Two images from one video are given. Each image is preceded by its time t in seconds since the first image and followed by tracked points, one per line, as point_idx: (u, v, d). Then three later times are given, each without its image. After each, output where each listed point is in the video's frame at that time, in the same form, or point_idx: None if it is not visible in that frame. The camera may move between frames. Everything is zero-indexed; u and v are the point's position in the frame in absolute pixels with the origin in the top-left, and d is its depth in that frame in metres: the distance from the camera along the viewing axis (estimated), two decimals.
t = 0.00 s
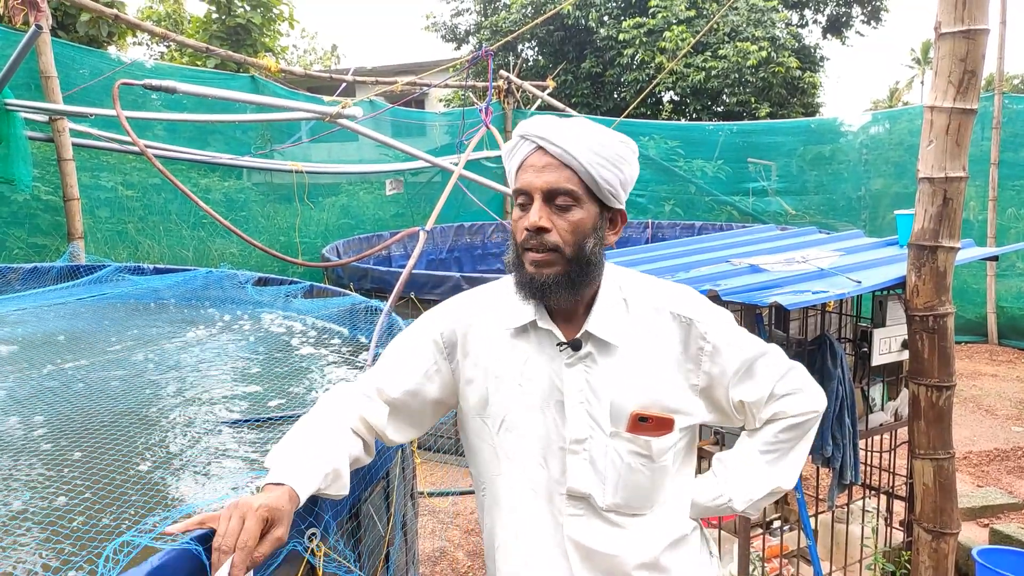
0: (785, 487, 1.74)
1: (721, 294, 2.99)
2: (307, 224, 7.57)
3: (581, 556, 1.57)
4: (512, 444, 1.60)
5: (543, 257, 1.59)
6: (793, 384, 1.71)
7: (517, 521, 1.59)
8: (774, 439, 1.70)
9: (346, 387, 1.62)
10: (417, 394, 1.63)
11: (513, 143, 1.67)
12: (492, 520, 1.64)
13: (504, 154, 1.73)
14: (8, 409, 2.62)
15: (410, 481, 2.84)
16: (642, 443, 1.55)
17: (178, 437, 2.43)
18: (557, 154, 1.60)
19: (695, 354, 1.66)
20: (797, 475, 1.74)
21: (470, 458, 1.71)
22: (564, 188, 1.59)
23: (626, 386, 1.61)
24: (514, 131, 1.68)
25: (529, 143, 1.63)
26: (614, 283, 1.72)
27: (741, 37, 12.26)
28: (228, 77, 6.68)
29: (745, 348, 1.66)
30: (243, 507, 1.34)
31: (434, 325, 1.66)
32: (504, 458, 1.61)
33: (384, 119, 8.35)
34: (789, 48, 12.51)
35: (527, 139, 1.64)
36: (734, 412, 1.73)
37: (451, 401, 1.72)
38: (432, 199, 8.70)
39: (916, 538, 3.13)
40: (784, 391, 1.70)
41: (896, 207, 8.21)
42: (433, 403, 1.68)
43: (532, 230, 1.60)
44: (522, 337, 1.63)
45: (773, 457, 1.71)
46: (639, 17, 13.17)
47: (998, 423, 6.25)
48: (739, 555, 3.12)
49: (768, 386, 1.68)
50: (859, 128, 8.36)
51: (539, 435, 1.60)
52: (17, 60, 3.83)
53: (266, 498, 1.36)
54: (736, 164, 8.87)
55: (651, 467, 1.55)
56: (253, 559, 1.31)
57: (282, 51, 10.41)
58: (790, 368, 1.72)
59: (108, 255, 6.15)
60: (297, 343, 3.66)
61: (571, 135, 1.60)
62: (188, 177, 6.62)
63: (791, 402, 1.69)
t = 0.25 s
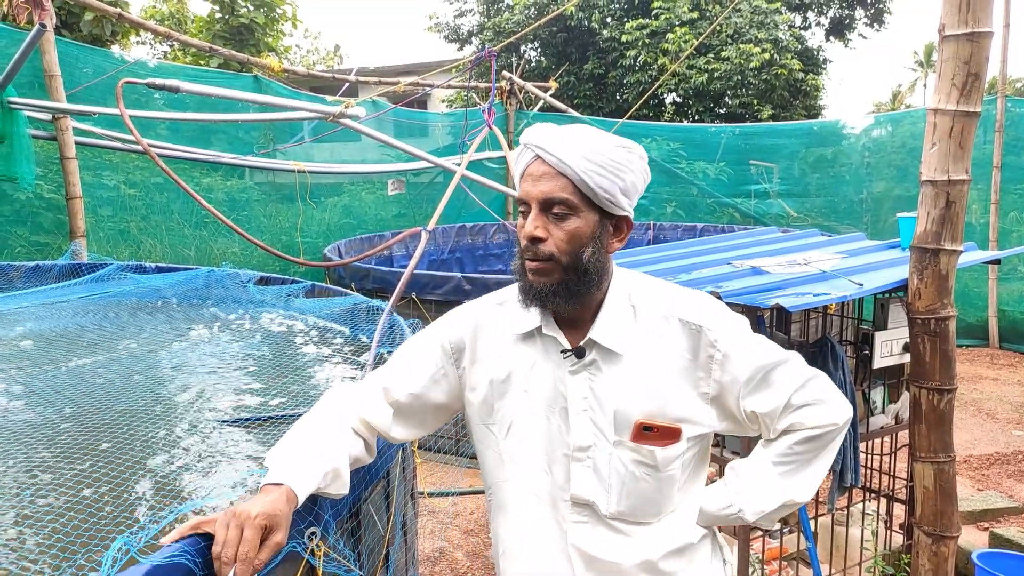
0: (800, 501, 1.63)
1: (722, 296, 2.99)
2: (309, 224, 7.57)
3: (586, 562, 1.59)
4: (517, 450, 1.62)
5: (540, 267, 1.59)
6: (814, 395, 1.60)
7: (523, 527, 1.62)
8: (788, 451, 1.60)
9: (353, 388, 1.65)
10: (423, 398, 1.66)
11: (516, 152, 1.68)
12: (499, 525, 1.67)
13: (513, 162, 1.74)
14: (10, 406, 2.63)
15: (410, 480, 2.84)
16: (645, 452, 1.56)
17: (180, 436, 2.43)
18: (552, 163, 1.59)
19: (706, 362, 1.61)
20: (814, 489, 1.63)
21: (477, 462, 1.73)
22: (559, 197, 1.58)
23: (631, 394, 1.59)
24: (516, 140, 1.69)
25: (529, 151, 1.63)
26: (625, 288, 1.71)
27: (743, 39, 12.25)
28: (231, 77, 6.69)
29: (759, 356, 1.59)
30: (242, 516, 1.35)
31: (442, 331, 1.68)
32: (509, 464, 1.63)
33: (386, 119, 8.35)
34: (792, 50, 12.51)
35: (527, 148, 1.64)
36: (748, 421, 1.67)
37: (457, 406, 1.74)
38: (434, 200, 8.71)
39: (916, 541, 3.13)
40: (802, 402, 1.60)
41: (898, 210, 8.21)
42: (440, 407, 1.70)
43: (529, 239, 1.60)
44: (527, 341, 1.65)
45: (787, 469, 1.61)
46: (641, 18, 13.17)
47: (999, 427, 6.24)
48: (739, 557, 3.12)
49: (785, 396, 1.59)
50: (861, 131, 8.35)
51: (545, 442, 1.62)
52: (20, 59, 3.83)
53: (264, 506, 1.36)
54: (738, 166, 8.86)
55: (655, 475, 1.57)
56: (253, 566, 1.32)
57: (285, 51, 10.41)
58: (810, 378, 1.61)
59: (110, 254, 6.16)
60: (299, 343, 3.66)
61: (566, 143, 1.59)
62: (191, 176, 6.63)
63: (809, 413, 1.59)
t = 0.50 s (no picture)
0: (804, 497, 1.64)
1: (721, 292, 2.98)
2: (307, 219, 7.56)
3: (589, 560, 1.60)
4: (520, 449, 1.63)
5: (529, 268, 1.58)
6: (819, 391, 1.60)
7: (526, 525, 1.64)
8: (791, 447, 1.60)
9: (355, 385, 1.66)
10: (425, 396, 1.66)
11: (508, 154, 1.68)
12: (503, 523, 1.69)
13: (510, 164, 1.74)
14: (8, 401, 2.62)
15: (410, 475, 2.84)
16: (646, 450, 1.57)
17: (178, 431, 2.43)
18: (538, 164, 1.58)
19: (707, 360, 1.61)
20: (819, 485, 1.63)
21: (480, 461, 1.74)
22: (546, 198, 1.57)
23: (632, 393, 1.59)
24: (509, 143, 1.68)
25: (519, 153, 1.63)
26: (625, 285, 1.70)
27: (743, 35, 12.23)
28: (230, 72, 6.67)
29: (762, 353, 1.58)
30: (260, 514, 1.35)
31: (443, 329, 1.68)
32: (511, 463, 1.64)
33: (385, 115, 8.33)
34: (791, 47, 12.49)
35: (516, 150, 1.64)
36: (752, 418, 1.67)
37: (460, 404, 1.75)
38: (432, 195, 8.70)
39: (914, 537, 3.13)
40: (806, 398, 1.60)
41: (897, 207, 8.20)
42: (442, 405, 1.71)
43: (518, 240, 1.59)
44: (528, 340, 1.65)
45: (791, 465, 1.61)
46: (641, 14, 13.15)
47: (997, 423, 6.25)
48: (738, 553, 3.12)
49: (789, 392, 1.59)
50: (860, 127, 8.35)
51: (547, 442, 1.63)
52: (17, 54, 3.82)
53: (278, 504, 1.36)
54: (737, 162, 8.86)
55: (657, 474, 1.57)
56: (275, 561, 1.35)
57: (284, 46, 10.38)
58: (815, 373, 1.61)
59: (108, 249, 6.15)
60: (297, 339, 3.65)
61: (551, 143, 1.57)
62: (189, 171, 6.62)
63: (813, 409, 1.59)
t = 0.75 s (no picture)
0: (805, 496, 1.64)
1: (721, 293, 2.98)
2: (308, 218, 7.56)
3: (590, 560, 1.60)
4: (520, 448, 1.63)
5: (524, 271, 1.58)
6: (820, 390, 1.60)
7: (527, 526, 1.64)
8: (793, 446, 1.60)
9: (355, 384, 1.65)
10: (426, 395, 1.67)
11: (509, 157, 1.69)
12: (504, 524, 1.69)
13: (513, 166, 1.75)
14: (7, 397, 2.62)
15: (409, 474, 2.84)
16: (648, 450, 1.57)
17: (176, 427, 2.43)
18: (532, 167, 1.58)
19: (708, 360, 1.61)
20: (820, 484, 1.63)
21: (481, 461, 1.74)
22: (539, 200, 1.56)
23: (633, 393, 1.59)
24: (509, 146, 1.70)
25: (516, 156, 1.63)
26: (626, 286, 1.70)
27: (744, 37, 12.23)
28: (231, 70, 6.67)
29: (763, 352, 1.58)
30: (272, 525, 1.34)
31: (443, 329, 1.68)
32: (512, 463, 1.64)
33: (386, 114, 8.33)
34: (793, 49, 12.49)
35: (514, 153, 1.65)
36: (753, 418, 1.67)
37: (461, 404, 1.75)
38: (433, 195, 8.70)
39: (912, 539, 3.14)
40: (807, 397, 1.60)
41: (898, 210, 8.20)
42: (442, 405, 1.71)
43: (513, 243, 1.60)
44: (528, 341, 1.65)
45: (792, 464, 1.62)
46: (643, 15, 13.16)
47: (995, 427, 6.26)
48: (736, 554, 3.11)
49: (790, 391, 1.59)
50: (861, 130, 8.35)
51: (548, 442, 1.63)
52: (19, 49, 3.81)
53: (287, 510, 1.36)
54: (737, 164, 8.86)
55: (659, 474, 1.57)
56: (289, 568, 1.37)
57: (285, 44, 10.38)
58: (816, 373, 1.62)
59: (108, 245, 6.15)
60: (296, 337, 3.65)
61: (544, 147, 1.58)
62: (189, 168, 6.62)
63: (814, 408, 1.59)
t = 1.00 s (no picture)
0: (801, 495, 1.64)
1: (717, 292, 2.99)
2: (304, 218, 7.55)
3: (586, 560, 1.60)
4: (516, 449, 1.63)
5: (518, 270, 1.58)
6: (816, 389, 1.60)
7: (523, 526, 1.64)
8: (789, 445, 1.60)
9: (351, 384, 1.65)
10: (422, 396, 1.66)
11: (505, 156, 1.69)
12: (499, 524, 1.68)
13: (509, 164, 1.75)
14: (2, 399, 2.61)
15: (405, 474, 2.83)
16: (644, 450, 1.57)
17: (172, 429, 2.43)
18: (526, 167, 1.58)
19: (704, 360, 1.61)
20: (815, 483, 1.63)
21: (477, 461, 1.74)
22: (533, 200, 1.56)
23: (629, 393, 1.60)
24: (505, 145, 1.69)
25: (511, 155, 1.63)
26: (621, 286, 1.70)
27: (741, 36, 12.24)
28: (227, 70, 6.66)
29: (759, 352, 1.58)
30: (265, 529, 1.34)
31: (439, 329, 1.67)
32: (508, 463, 1.64)
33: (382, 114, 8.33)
34: (789, 48, 12.51)
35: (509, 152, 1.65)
36: (748, 418, 1.67)
37: (457, 404, 1.75)
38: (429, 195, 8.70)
39: (909, 538, 3.14)
40: (803, 397, 1.60)
41: (894, 209, 8.21)
42: (439, 405, 1.71)
43: (508, 242, 1.60)
44: (524, 341, 1.65)
45: (788, 463, 1.62)
46: (639, 14, 13.17)
47: (991, 425, 6.27)
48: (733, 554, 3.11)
49: (786, 391, 1.59)
50: (857, 129, 8.37)
51: (544, 442, 1.63)
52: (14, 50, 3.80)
53: (281, 514, 1.36)
54: (734, 163, 8.87)
55: (655, 474, 1.57)
56: (282, 571, 1.36)
57: (281, 44, 10.36)
58: (811, 372, 1.61)
59: (104, 246, 6.14)
60: (293, 338, 3.65)
61: (539, 146, 1.58)
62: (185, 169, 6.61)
63: (809, 408, 1.59)
